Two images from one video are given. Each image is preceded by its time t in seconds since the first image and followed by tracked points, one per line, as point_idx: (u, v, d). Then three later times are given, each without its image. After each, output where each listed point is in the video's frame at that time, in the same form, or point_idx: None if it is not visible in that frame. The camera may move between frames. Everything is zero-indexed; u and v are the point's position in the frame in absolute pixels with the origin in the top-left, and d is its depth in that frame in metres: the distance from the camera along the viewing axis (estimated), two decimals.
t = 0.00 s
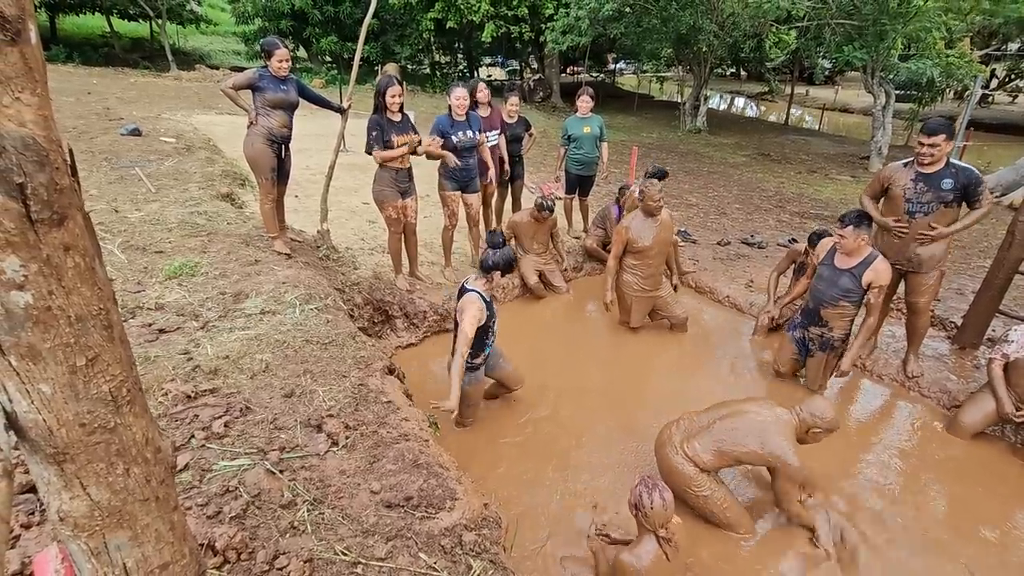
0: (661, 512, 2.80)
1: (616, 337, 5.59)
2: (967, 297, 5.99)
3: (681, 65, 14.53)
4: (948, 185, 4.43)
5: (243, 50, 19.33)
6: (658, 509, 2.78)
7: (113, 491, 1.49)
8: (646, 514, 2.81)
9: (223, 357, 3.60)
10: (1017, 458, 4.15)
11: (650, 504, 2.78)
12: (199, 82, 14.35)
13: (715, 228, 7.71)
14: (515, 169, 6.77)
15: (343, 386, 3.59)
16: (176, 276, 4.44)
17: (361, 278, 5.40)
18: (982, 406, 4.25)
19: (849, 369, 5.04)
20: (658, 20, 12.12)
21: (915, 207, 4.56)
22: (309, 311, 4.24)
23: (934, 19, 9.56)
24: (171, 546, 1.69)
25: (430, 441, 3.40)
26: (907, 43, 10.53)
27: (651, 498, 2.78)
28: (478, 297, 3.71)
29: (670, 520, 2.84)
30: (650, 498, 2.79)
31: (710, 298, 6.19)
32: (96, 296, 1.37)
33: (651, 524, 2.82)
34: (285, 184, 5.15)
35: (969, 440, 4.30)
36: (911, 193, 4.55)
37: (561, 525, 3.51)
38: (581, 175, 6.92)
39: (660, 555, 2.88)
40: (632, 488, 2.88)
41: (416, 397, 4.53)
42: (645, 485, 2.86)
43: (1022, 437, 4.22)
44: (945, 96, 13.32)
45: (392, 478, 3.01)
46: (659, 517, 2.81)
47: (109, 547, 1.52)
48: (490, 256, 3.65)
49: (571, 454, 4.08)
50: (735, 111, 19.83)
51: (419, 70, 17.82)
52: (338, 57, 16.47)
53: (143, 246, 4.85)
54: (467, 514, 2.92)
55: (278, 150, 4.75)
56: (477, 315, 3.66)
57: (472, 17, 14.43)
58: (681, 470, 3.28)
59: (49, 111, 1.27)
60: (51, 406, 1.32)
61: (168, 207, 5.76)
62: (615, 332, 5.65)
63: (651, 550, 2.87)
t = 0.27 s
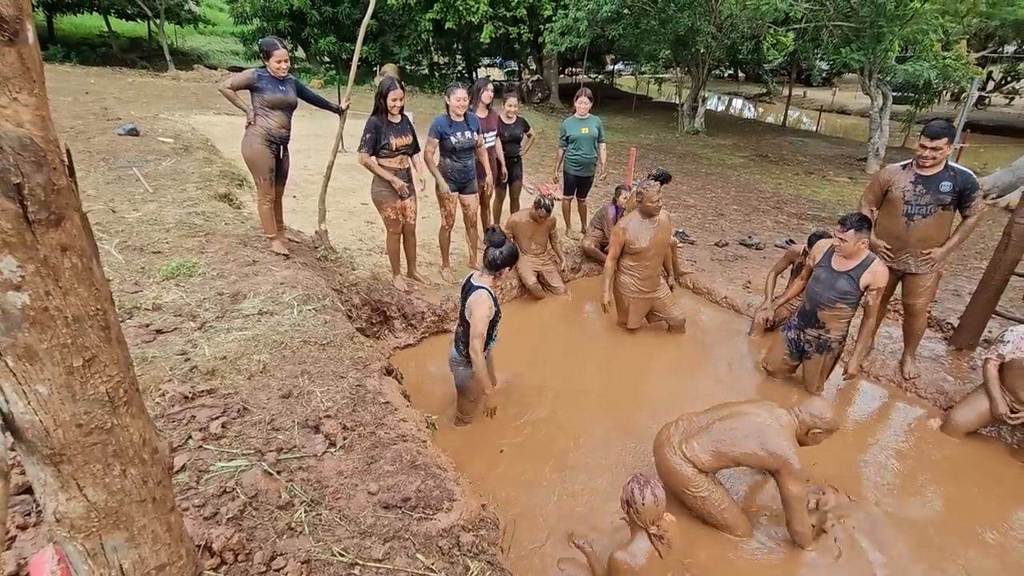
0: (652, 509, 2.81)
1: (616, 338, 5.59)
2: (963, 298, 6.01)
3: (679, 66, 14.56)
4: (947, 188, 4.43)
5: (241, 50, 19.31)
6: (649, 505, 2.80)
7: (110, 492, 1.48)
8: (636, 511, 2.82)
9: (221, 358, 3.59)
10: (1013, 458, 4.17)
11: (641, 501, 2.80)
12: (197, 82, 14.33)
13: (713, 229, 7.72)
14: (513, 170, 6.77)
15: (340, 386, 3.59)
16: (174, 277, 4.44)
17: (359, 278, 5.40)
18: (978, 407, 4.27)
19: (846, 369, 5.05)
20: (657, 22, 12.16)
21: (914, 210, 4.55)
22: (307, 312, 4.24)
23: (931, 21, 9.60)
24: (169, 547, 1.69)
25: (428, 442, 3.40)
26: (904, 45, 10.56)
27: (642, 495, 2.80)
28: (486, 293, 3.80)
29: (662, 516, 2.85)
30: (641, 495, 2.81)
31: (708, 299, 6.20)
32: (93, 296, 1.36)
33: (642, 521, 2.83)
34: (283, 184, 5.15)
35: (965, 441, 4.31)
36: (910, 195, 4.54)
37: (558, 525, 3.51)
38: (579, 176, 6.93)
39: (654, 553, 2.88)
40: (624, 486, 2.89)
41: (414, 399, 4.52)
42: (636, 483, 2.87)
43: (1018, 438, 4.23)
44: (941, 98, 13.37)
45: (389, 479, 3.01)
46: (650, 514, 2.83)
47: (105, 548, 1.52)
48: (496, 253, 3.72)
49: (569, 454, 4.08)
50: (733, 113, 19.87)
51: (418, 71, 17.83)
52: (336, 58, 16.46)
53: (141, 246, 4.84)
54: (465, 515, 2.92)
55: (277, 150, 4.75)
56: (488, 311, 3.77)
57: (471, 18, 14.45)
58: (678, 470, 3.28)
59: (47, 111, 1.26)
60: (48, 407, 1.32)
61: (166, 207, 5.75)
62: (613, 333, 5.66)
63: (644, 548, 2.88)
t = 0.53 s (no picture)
0: (643, 512, 2.81)
1: (611, 338, 5.59)
2: (956, 298, 6.04)
3: (674, 67, 14.58)
4: (942, 190, 4.46)
5: (236, 49, 19.24)
6: (640, 508, 2.80)
7: (103, 492, 1.47)
8: (627, 514, 2.82)
9: (215, 358, 3.58)
10: (1005, 457, 4.19)
11: (632, 504, 2.80)
12: (190, 81, 14.27)
13: (708, 230, 7.74)
14: (509, 170, 6.76)
15: (336, 386, 3.57)
16: (168, 276, 4.42)
17: (354, 278, 5.38)
18: (970, 406, 4.30)
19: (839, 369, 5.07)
20: (652, 22, 12.18)
21: (909, 211, 4.57)
22: (302, 312, 4.22)
23: (924, 23, 9.65)
24: (162, 547, 1.68)
25: (423, 442, 3.40)
26: (897, 47, 10.61)
27: (632, 498, 2.80)
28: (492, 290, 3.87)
29: (653, 519, 2.86)
30: (631, 498, 2.81)
31: (703, 299, 6.21)
32: (86, 296, 1.35)
33: (633, 523, 2.83)
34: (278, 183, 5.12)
35: (957, 439, 4.33)
36: (906, 197, 4.55)
37: (553, 525, 3.52)
38: (575, 176, 6.93)
39: (646, 554, 2.89)
40: (615, 488, 2.90)
41: (409, 399, 4.51)
42: (627, 485, 2.87)
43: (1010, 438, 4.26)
44: (934, 99, 13.44)
45: (384, 480, 3.00)
46: (641, 516, 2.83)
47: (98, 549, 1.51)
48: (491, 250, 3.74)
49: (565, 454, 4.09)
50: (728, 113, 19.93)
51: (413, 70, 17.80)
52: (331, 57, 16.41)
53: (134, 245, 4.82)
54: (460, 515, 2.91)
55: (272, 149, 4.73)
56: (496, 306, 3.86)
57: (466, 18, 14.45)
58: (674, 472, 3.29)
59: (40, 109, 1.26)
60: (40, 407, 1.31)
61: (160, 206, 5.72)
62: (609, 333, 5.66)
63: (636, 550, 2.89)
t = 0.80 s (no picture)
0: (640, 516, 2.80)
1: (605, 338, 5.59)
2: (946, 298, 6.08)
3: (668, 67, 14.61)
4: (934, 191, 4.49)
5: (228, 47, 19.13)
6: (638, 513, 2.78)
7: (92, 494, 1.46)
8: (624, 517, 2.81)
9: (206, 357, 3.55)
10: (994, 454, 4.22)
11: (629, 508, 2.79)
12: (182, 78, 14.18)
13: (701, 229, 7.76)
14: (503, 169, 6.75)
15: (329, 386, 3.56)
16: (158, 275, 4.38)
17: (347, 277, 5.36)
18: (959, 405, 4.33)
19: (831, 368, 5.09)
20: (646, 22, 12.19)
21: (901, 212, 4.59)
22: (294, 311, 4.20)
23: (915, 25, 9.71)
24: (152, 550, 1.66)
25: (416, 442, 3.39)
26: (888, 48, 10.67)
27: (630, 502, 2.79)
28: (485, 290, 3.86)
29: (648, 523, 2.86)
30: (631, 502, 2.79)
31: (695, 298, 6.23)
32: (74, 295, 1.33)
33: (629, 527, 2.83)
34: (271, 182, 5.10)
35: (947, 438, 4.36)
36: (898, 198, 4.58)
37: (547, 525, 3.52)
38: (568, 176, 6.93)
39: (639, 556, 2.90)
40: (612, 490, 2.88)
41: (402, 399, 4.49)
42: (626, 488, 2.85)
43: (998, 436, 4.30)
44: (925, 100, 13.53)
45: (378, 480, 2.99)
46: (636, 520, 2.82)
47: (87, 551, 1.49)
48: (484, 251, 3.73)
49: (558, 454, 4.08)
50: (721, 113, 19.99)
51: (407, 69, 17.75)
52: (324, 55, 16.34)
53: (124, 244, 4.78)
54: (454, 515, 2.91)
55: (265, 148, 4.70)
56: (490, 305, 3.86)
57: (460, 16, 14.42)
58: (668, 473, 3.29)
59: (26, 106, 1.24)
60: (27, 408, 1.29)
61: (151, 205, 5.68)
62: (603, 332, 5.66)
63: (630, 552, 2.89)
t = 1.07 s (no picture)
0: (637, 515, 2.79)
1: (598, 336, 5.58)
2: (935, 296, 6.11)
3: (660, 65, 14.62)
4: (923, 191, 4.51)
5: (217, 42, 18.98)
6: (635, 512, 2.77)
7: (72, 498, 1.42)
8: (621, 516, 2.79)
9: (194, 356, 3.51)
10: (983, 451, 4.24)
11: (626, 507, 2.77)
12: (170, 74, 14.05)
13: (693, 228, 7.76)
14: (494, 168, 6.69)
15: (319, 385, 3.53)
16: (146, 273, 4.33)
17: (339, 275, 5.32)
18: (947, 402, 4.35)
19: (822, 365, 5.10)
20: (638, 21, 12.18)
21: (891, 212, 4.61)
22: (285, 310, 4.16)
23: (904, 25, 9.77)
24: (136, 553, 1.63)
25: (408, 441, 3.37)
26: (879, 48, 10.72)
27: (627, 501, 2.77)
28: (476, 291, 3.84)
29: (642, 523, 2.85)
30: (627, 501, 2.78)
31: (688, 296, 6.23)
32: (52, 293, 1.30)
33: (626, 526, 2.81)
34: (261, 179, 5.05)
35: (936, 434, 4.38)
36: (888, 198, 4.59)
37: (540, 524, 3.50)
38: (562, 174, 6.92)
39: (635, 556, 2.88)
40: (607, 489, 2.86)
41: (394, 398, 4.46)
42: (622, 487, 2.84)
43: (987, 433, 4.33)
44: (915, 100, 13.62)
45: (369, 479, 2.96)
46: (633, 520, 2.81)
47: (67, 556, 1.46)
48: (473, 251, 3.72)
49: (550, 452, 4.07)
50: (713, 112, 20.04)
51: (399, 66, 17.67)
52: (316, 51, 16.24)
53: (111, 242, 4.72)
54: (446, 514, 2.89)
55: (255, 144, 4.66)
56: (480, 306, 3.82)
57: (453, 14, 14.38)
58: (660, 470, 3.29)
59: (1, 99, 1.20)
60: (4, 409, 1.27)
61: (138, 202, 5.62)
62: (595, 331, 5.65)
63: (626, 552, 2.88)
